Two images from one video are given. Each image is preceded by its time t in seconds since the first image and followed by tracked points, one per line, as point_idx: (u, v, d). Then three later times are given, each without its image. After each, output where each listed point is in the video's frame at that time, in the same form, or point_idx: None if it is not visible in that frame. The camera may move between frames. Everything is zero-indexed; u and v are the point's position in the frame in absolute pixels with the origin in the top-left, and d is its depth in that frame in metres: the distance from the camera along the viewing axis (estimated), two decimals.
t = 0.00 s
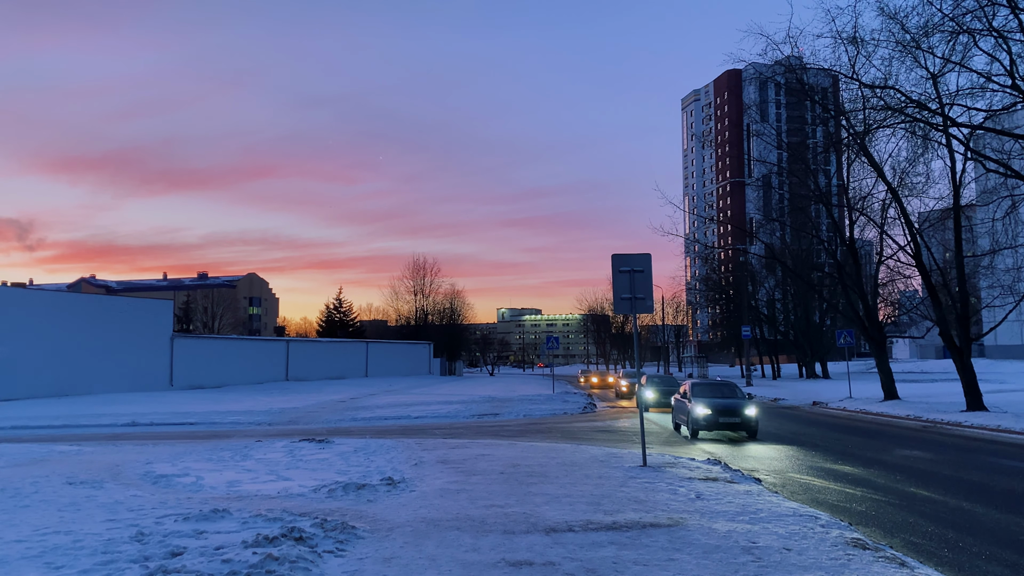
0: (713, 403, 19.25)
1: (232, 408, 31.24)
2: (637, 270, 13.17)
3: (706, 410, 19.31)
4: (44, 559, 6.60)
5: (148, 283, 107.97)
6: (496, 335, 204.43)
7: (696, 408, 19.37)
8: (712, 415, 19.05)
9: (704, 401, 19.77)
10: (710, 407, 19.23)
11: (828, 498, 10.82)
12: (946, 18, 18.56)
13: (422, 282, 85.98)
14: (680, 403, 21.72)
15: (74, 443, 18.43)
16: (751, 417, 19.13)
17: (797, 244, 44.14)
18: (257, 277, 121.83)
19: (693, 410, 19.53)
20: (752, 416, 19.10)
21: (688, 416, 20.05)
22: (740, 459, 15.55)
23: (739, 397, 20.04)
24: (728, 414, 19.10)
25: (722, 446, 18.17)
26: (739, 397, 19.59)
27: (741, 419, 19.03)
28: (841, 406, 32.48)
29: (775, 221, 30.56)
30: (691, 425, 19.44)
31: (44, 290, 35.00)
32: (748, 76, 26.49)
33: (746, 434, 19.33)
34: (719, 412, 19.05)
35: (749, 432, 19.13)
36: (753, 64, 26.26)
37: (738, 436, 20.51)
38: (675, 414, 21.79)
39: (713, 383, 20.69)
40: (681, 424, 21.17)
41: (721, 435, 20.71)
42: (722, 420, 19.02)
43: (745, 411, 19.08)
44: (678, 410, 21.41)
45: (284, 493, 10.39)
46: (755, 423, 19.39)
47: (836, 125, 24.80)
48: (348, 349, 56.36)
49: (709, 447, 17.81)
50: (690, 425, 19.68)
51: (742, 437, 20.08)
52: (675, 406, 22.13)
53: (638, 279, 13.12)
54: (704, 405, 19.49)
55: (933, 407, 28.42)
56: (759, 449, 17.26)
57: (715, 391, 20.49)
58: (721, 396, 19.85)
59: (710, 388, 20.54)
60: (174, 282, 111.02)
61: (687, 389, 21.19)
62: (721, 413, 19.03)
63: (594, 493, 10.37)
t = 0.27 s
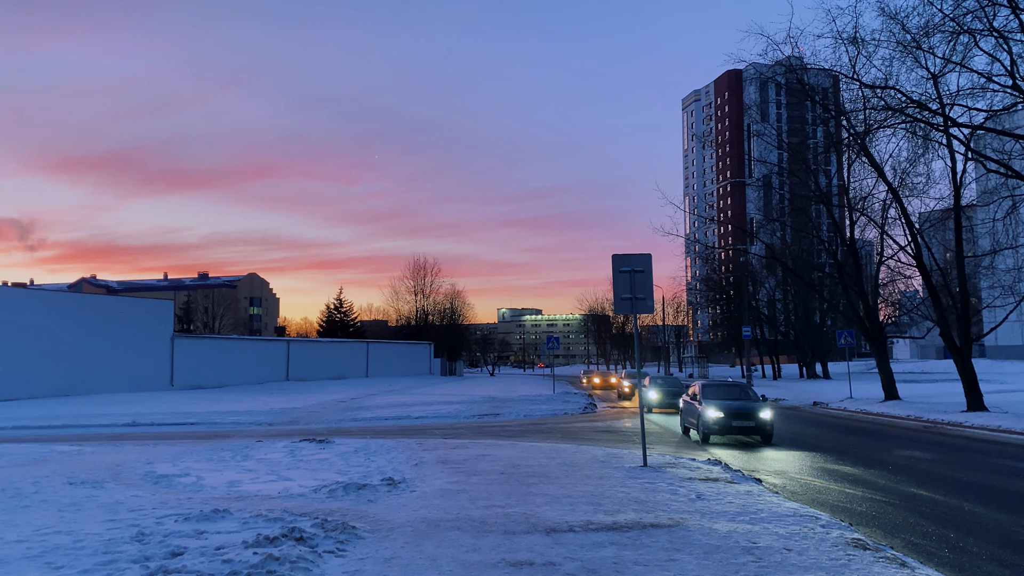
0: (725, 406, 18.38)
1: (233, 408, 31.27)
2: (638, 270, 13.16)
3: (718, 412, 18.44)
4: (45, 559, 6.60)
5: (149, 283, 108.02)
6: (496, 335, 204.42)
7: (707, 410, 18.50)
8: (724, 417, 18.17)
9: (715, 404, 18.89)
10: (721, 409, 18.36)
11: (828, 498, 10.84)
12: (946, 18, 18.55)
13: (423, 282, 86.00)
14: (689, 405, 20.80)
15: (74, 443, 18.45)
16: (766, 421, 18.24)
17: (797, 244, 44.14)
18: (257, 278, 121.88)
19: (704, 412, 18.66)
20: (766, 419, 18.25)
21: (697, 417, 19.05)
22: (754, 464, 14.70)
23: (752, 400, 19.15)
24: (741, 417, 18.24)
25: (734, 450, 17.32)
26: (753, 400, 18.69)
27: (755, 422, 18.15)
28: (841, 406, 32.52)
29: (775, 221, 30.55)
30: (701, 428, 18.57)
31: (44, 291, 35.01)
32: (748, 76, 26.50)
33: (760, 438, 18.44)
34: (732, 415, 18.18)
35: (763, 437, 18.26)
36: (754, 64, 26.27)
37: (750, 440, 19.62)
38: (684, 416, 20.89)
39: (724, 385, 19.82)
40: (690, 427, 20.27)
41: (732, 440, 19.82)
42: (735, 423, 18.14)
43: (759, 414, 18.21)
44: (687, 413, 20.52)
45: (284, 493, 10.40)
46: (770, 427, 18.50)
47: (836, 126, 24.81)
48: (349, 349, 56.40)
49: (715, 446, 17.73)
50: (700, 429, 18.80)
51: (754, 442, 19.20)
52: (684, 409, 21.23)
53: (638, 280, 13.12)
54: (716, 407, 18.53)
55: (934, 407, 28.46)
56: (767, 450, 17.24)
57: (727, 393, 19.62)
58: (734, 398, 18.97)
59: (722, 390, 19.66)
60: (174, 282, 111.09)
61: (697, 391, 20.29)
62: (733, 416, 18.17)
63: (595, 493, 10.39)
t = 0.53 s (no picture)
0: (740, 408, 17.30)
1: (234, 408, 31.27)
2: (638, 270, 13.14)
3: (733, 415, 17.36)
4: (45, 559, 6.59)
5: (149, 283, 108.07)
6: (497, 335, 204.41)
7: (721, 413, 17.44)
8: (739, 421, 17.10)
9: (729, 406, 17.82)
10: (736, 412, 17.29)
11: (828, 498, 10.85)
12: (948, 18, 18.54)
13: (423, 282, 85.99)
14: (699, 408, 19.72)
15: (75, 443, 18.46)
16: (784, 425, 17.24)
17: (797, 244, 44.13)
18: (258, 278, 121.84)
19: (717, 414, 17.60)
20: (783, 423, 17.24)
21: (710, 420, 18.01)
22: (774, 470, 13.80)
23: (767, 402, 18.08)
24: (757, 421, 17.17)
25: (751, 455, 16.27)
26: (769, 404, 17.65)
27: (772, 426, 17.09)
28: (842, 406, 32.53)
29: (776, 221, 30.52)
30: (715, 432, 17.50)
31: (44, 291, 35.00)
32: (749, 76, 26.49)
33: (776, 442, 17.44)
34: (747, 418, 17.12)
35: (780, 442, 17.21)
36: (754, 63, 26.24)
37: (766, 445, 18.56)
38: (694, 419, 19.81)
39: (737, 386, 18.75)
40: (700, 431, 19.20)
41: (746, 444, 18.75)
42: (751, 427, 17.07)
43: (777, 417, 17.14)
44: (698, 416, 19.43)
45: (284, 493, 10.40)
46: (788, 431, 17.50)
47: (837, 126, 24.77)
48: (349, 349, 56.39)
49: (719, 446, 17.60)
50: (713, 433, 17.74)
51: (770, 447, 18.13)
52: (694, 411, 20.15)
53: (638, 280, 13.11)
54: (730, 410, 17.48)
55: (934, 407, 28.47)
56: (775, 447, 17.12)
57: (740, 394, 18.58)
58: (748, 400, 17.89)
59: (735, 392, 18.59)
60: (175, 282, 111.13)
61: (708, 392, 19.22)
62: (749, 419, 17.10)
63: (595, 493, 10.38)
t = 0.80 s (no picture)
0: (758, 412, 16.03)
1: (235, 408, 31.30)
2: (639, 270, 13.15)
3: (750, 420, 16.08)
4: (46, 559, 6.60)
5: (150, 283, 108.17)
6: (497, 335, 204.45)
7: (737, 417, 16.18)
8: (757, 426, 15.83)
9: (745, 410, 16.55)
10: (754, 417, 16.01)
11: (828, 498, 10.87)
12: (948, 18, 18.52)
13: (424, 282, 86.02)
14: (711, 410, 18.45)
15: (76, 443, 18.48)
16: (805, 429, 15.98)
17: (798, 245, 44.14)
18: (259, 278, 121.91)
19: (732, 419, 16.35)
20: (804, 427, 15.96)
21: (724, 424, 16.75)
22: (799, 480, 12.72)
23: (786, 404, 16.79)
24: (776, 425, 15.93)
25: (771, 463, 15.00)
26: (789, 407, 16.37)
27: (792, 431, 15.82)
28: (842, 406, 32.55)
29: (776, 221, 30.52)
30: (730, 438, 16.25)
31: (45, 291, 35.01)
32: (750, 76, 26.49)
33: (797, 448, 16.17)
34: (765, 422, 15.87)
35: (801, 448, 15.95)
36: (755, 63, 26.23)
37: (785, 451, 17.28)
38: (706, 422, 18.57)
39: (753, 387, 17.46)
40: (713, 436, 17.96)
41: (763, 450, 17.52)
42: (769, 432, 15.81)
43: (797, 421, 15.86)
44: (711, 419, 18.17)
45: (285, 493, 10.41)
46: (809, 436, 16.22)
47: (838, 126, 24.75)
48: (350, 349, 56.43)
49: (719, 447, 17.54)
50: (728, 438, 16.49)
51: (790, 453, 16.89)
52: (705, 414, 18.88)
53: (639, 279, 13.11)
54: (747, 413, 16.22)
55: (935, 407, 28.49)
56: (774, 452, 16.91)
57: (756, 396, 17.34)
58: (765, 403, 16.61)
59: (751, 394, 17.30)
60: (176, 282, 111.24)
61: (721, 394, 17.96)
62: (767, 424, 15.82)
63: (595, 493, 10.39)
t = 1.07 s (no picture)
0: (778, 417, 14.64)
1: (235, 408, 31.33)
2: (639, 271, 13.15)
3: (769, 424, 14.69)
4: (46, 559, 6.60)
5: (150, 283, 108.22)
6: (497, 335, 204.49)
7: (755, 422, 14.80)
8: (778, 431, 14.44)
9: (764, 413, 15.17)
10: (774, 421, 14.61)
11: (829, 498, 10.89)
12: (948, 18, 18.53)
13: (424, 282, 86.06)
14: (725, 413, 17.08)
15: (77, 443, 18.51)
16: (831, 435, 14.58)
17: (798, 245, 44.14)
18: (259, 278, 121.95)
19: (750, 423, 14.97)
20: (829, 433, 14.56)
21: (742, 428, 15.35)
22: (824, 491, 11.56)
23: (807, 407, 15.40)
24: (798, 430, 14.53)
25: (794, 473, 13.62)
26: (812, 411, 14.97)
27: (817, 437, 14.43)
28: (843, 406, 32.57)
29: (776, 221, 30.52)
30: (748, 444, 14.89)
31: (45, 291, 35.01)
32: (750, 76, 26.50)
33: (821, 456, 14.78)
34: (787, 427, 14.48)
35: (825, 456, 14.60)
36: (755, 64, 26.25)
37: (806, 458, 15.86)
38: (719, 425, 17.20)
39: (769, 388, 16.05)
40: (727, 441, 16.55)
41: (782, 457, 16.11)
42: (791, 438, 14.43)
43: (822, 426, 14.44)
44: (724, 422, 16.79)
45: (285, 493, 10.41)
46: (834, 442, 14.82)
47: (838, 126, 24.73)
48: (350, 349, 56.47)
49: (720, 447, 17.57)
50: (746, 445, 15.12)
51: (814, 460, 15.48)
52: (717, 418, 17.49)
53: (639, 279, 13.11)
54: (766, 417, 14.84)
55: (936, 407, 28.51)
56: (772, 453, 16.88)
57: (776, 397, 15.95)
58: (785, 407, 15.23)
59: (769, 396, 15.90)
60: (177, 282, 111.31)
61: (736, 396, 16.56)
62: (789, 429, 14.44)
63: (596, 493, 10.40)
